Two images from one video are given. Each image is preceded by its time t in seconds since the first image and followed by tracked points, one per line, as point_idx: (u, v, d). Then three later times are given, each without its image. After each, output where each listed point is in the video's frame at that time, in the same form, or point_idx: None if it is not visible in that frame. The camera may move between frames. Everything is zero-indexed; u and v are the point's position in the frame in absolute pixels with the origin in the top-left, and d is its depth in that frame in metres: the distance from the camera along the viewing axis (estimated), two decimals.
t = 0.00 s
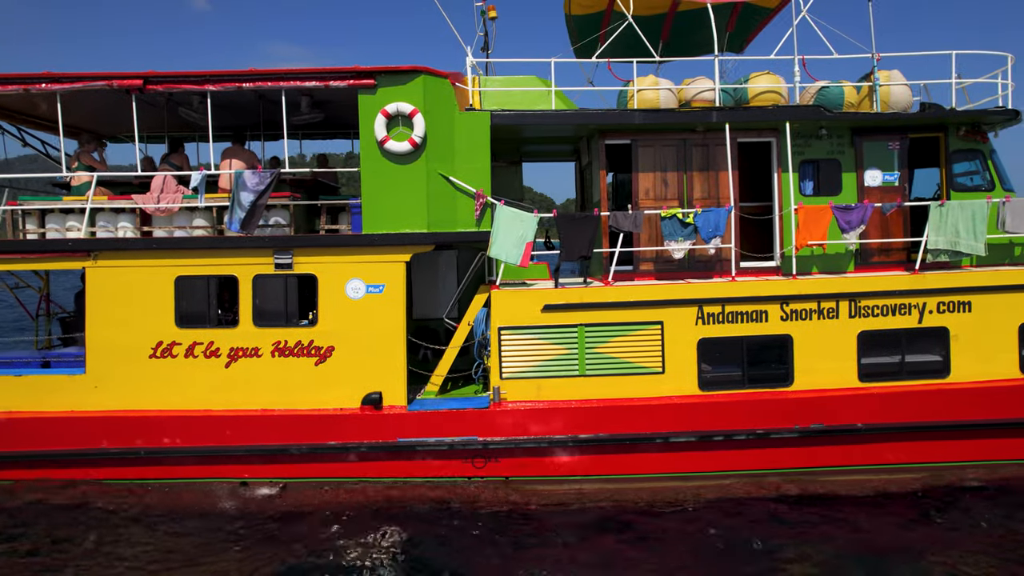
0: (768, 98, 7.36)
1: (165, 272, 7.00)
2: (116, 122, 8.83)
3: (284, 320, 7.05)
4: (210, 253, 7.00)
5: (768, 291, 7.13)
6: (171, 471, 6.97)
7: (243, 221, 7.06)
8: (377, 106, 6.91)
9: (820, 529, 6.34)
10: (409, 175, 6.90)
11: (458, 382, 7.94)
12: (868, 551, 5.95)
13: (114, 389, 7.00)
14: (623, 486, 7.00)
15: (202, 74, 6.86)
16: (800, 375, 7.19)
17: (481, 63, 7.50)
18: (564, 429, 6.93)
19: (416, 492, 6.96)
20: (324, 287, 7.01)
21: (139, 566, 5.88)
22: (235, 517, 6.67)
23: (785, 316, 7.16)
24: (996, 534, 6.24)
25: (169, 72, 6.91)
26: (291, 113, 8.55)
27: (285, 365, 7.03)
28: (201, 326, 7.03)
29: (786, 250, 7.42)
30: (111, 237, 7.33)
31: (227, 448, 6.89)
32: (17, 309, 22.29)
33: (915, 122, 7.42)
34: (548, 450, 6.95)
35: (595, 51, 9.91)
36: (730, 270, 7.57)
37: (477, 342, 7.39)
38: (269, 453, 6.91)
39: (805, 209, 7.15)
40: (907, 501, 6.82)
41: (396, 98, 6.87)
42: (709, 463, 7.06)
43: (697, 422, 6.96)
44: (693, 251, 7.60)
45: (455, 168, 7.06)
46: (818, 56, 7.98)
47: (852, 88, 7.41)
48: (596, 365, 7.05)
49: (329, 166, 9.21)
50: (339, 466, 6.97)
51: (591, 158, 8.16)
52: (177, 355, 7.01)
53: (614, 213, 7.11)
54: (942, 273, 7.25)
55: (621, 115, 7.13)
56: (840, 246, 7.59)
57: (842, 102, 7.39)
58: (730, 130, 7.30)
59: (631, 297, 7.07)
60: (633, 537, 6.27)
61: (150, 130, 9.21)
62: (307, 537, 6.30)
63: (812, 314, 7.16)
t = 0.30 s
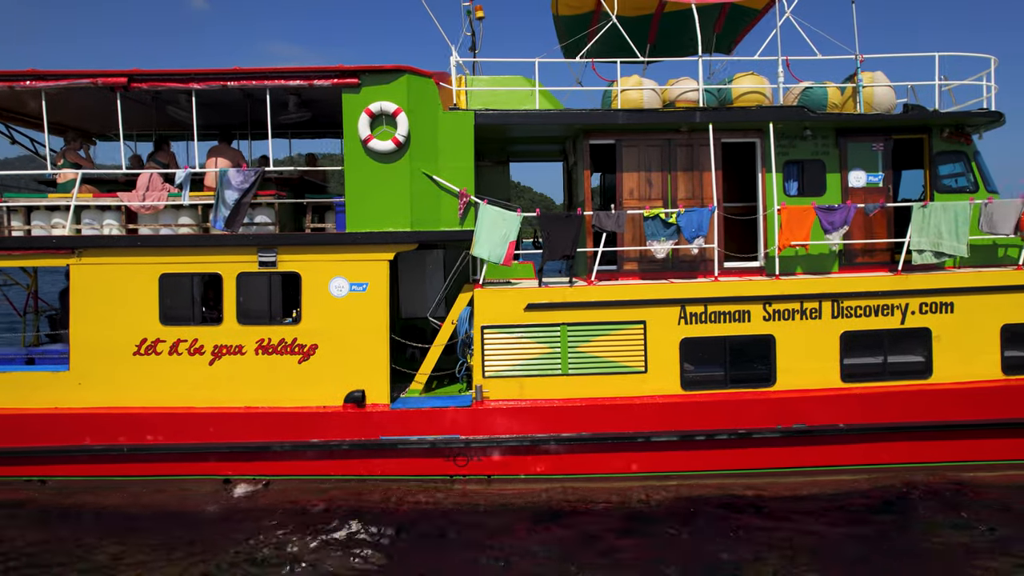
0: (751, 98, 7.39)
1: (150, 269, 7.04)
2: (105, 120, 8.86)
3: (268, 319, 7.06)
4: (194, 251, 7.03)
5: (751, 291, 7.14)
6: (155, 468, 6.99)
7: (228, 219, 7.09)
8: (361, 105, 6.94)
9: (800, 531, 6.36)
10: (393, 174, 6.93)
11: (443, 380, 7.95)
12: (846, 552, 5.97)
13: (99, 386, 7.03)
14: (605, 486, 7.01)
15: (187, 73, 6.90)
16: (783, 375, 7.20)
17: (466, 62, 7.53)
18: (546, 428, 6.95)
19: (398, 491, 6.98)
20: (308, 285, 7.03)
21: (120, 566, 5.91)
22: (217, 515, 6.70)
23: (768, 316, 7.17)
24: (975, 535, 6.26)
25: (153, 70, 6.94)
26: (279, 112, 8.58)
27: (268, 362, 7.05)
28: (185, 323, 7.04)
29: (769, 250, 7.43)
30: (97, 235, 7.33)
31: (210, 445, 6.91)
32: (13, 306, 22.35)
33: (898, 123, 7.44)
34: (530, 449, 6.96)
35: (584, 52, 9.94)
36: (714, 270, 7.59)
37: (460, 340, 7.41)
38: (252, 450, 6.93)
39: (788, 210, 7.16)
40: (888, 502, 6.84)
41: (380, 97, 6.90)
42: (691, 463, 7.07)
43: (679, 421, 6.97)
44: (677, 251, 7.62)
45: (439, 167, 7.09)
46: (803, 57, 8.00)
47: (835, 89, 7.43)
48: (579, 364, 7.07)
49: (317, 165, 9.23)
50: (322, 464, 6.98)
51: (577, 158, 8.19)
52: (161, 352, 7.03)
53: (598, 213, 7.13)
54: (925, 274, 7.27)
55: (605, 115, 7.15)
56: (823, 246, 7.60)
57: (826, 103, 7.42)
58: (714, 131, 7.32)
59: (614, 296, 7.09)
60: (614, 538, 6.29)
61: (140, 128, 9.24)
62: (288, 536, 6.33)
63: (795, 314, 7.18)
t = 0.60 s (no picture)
0: (735, 99, 7.42)
1: (135, 267, 7.06)
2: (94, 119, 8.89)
3: (252, 317, 7.08)
4: (180, 248, 7.05)
5: (734, 291, 7.16)
6: (138, 466, 7.01)
7: (213, 217, 7.11)
8: (346, 105, 6.97)
9: (781, 532, 6.37)
10: (377, 173, 6.96)
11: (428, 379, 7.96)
12: (825, 553, 5.98)
13: (83, 383, 7.06)
14: (588, 485, 7.04)
15: (172, 72, 6.95)
16: (765, 375, 7.21)
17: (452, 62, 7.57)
18: (529, 427, 6.96)
19: (381, 489, 6.99)
20: (291, 284, 7.05)
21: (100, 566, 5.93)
22: (200, 514, 6.71)
23: (750, 316, 7.19)
24: (955, 536, 6.28)
25: (138, 69, 6.98)
26: (266, 111, 8.60)
27: (252, 360, 7.07)
28: (169, 321, 7.06)
29: (752, 250, 7.45)
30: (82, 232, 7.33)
31: (194, 443, 6.93)
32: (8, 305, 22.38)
33: (882, 124, 7.47)
34: (513, 448, 6.98)
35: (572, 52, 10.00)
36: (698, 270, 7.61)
37: (444, 339, 7.43)
38: (235, 448, 6.95)
39: (771, 210, 7.17)
40: (870, 503, 6.85)
41: (365, 97, 6.94)
42: (674, 462, 7.08)
43: (661, 421, 6.99)
44: (661, 251, 7.64)
45: (424, 166, 7.12)
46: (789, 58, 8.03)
47: (819, 90, 7.45)
48: (562, 363, 7.08)
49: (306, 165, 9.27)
50: (306, 463, 7.00)
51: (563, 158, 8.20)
52: (146, 350, 7.06)
53: (581, 212, 7.15)
54: (907, 274, 7.29)
55: (589, 115, 7.18)
56: (807, 246, 7.61)
57: (809, 104, 7.45)
58: (698, 131, 7.34)
59: (598, 296, 7.11)
60: (594, 538, 6.30)
61: (130, 127, 9.27)
62: (270, 537, 6.34)
63: (778, 314, 7.19)
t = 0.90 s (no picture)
0: (719, 98, 7.44)
1: (120, 266, 7.08)
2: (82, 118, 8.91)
3: (236, 315, 7.10)
4: (165, 247, 7.07)
5: (717, 290, 7.18)
6: (123, 464, 7.03)
7: (197, 216, 7.14)
8: (330, 104, 7.00)
9: (762, 530, 6.38)
10: (361, 172, 6.99)
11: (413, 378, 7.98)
12: (805, 551, 5.99)
13: (68, 382, 7.08)
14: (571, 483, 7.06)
15: (157, 71, 6.98)
16: (749, 373, 7.23)
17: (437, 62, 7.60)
18: (512, 425, 6.98)
19: (365, 488, 7.01)
20: (276, 282, 7.07)
21: (82, 563, 5.94)
22: (183, 512, 6.72)
23: (734, 315, 7.20)
24: (936, 534, 6.28)
25: (123, 68, 7.00)
26: (253, 111, 8.62)
27: (237, 359, 7.09)
28: (154, 320, 7.07)
29: (736, 249, 7.47)
30: (68, 231, 7.36)
31: (178, 441, 6.94)
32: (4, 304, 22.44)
33: (866, 124, 7.49)
34: (496, 446, 6.99)
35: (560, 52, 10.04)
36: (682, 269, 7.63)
37: (429, 338, 7.44)
38: (219, 446, 6.96)
39: (754, 210, 7.19)
40: (853, 501, 6.86)
41: (349, 96, 6.97)
42: (658, 461, 7.09)
43: (645, 420, 7.00)
44: (645, 250, 7.66)
45: (408, 165, 7.14)
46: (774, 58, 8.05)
47: (802, 90, 7.48)
48: (545, 362, 7.10)
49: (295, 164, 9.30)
50: (290, 461, 7.01)
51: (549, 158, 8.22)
52: (130, 349, 7.07)
53: (565, 212, 7.17)
54: (891, 273, 7.30)
55: (572, 114, 7.20)
56: (791, 246, 7.64)
57: (792, 104, 7.47)
58: (682, 130, 7.36)
59: (581, 295, 7.12)
60: (575, 536, 6.31)
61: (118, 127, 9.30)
62: (251, 535, 6.35)
63: (761, 313, 7.20)
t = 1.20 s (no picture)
0: (703, 97, 7.46)
1: (105, 266, 7.11)
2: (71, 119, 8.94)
3: (222, 315, 7.12)
4: (150, 248, 7.09)
5: (701, 288, 7.19)
6: (108, 464, 7.06)
7: (183, 216, 7.16)
8: (314, 104, 7.03)
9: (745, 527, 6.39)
10: (345, 172, 7.01)
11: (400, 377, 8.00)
12: (786, 548, 6.00)
13: (54, 382, 7.11)
14: (556, 482, 7.08)
15: (141, 72, 7.00)
16: (733, 372, 7.24)
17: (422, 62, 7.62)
18: (496, 424, 6.99)
19: (350, 487, 7.02)
20: (261, 282, 7.09)
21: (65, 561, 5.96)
22: (168, 511, 6.74)
23: (718, 313, 7.21)
24: (919, 531, 6.29)
25: (107, 69, 7.03)
26: (240, 111, 8.65)
27: (222, 359, 7.11)
28: (140, 320, 7.10)
29: (721, 248, 7.49)
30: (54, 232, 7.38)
31: (163, 441, 6.96)
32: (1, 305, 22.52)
33: (850, 122, 7.50)
34: (481, 445, 7.01)
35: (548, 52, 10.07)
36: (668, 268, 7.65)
37: (414, 338, 7.46)
38: (204, 445, 6.97)
39: (738, 208, 7.21)
40: (836, 499, 6.87)
41: (333, 96, 7.00)
42: (642, 459, 7.10)
43: (629, 418, 7.01)
44: (630, 249, 7.69)
45: (392, 165, 7.16)
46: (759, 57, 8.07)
47: (786, 89, 7.50)
48: (530, 361, 7.11)
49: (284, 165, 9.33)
50: (275, 460, 7.03)
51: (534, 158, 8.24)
52: (116, 349, 7.09)
53: (549, 211, 7.18)
54: (876, 271, 7.31)
55: (556, 114, 7.20)
56: (775, 244, 7.65)
57: (776, 103, 7.49)
58: (665, 129, 7.38)
59: (565, 294, 7.14)
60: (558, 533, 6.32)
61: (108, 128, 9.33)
62: (235, 533, 6.37)
63: (745, 312, 7.21)
